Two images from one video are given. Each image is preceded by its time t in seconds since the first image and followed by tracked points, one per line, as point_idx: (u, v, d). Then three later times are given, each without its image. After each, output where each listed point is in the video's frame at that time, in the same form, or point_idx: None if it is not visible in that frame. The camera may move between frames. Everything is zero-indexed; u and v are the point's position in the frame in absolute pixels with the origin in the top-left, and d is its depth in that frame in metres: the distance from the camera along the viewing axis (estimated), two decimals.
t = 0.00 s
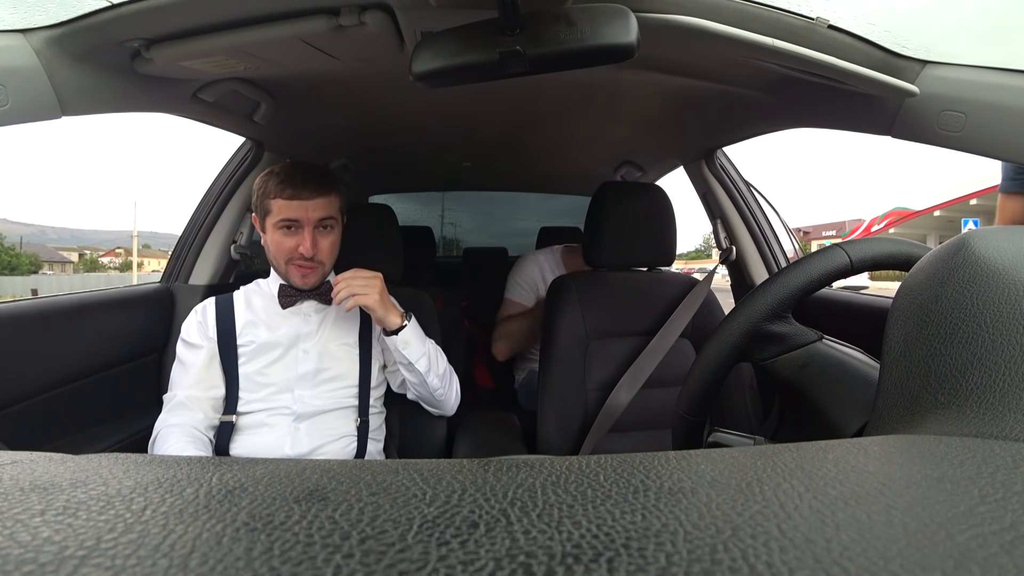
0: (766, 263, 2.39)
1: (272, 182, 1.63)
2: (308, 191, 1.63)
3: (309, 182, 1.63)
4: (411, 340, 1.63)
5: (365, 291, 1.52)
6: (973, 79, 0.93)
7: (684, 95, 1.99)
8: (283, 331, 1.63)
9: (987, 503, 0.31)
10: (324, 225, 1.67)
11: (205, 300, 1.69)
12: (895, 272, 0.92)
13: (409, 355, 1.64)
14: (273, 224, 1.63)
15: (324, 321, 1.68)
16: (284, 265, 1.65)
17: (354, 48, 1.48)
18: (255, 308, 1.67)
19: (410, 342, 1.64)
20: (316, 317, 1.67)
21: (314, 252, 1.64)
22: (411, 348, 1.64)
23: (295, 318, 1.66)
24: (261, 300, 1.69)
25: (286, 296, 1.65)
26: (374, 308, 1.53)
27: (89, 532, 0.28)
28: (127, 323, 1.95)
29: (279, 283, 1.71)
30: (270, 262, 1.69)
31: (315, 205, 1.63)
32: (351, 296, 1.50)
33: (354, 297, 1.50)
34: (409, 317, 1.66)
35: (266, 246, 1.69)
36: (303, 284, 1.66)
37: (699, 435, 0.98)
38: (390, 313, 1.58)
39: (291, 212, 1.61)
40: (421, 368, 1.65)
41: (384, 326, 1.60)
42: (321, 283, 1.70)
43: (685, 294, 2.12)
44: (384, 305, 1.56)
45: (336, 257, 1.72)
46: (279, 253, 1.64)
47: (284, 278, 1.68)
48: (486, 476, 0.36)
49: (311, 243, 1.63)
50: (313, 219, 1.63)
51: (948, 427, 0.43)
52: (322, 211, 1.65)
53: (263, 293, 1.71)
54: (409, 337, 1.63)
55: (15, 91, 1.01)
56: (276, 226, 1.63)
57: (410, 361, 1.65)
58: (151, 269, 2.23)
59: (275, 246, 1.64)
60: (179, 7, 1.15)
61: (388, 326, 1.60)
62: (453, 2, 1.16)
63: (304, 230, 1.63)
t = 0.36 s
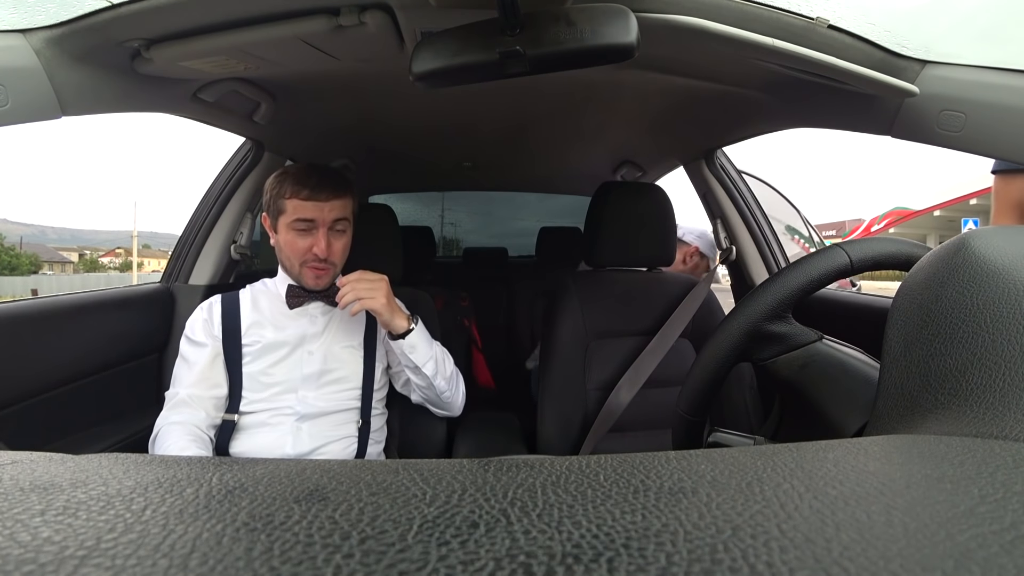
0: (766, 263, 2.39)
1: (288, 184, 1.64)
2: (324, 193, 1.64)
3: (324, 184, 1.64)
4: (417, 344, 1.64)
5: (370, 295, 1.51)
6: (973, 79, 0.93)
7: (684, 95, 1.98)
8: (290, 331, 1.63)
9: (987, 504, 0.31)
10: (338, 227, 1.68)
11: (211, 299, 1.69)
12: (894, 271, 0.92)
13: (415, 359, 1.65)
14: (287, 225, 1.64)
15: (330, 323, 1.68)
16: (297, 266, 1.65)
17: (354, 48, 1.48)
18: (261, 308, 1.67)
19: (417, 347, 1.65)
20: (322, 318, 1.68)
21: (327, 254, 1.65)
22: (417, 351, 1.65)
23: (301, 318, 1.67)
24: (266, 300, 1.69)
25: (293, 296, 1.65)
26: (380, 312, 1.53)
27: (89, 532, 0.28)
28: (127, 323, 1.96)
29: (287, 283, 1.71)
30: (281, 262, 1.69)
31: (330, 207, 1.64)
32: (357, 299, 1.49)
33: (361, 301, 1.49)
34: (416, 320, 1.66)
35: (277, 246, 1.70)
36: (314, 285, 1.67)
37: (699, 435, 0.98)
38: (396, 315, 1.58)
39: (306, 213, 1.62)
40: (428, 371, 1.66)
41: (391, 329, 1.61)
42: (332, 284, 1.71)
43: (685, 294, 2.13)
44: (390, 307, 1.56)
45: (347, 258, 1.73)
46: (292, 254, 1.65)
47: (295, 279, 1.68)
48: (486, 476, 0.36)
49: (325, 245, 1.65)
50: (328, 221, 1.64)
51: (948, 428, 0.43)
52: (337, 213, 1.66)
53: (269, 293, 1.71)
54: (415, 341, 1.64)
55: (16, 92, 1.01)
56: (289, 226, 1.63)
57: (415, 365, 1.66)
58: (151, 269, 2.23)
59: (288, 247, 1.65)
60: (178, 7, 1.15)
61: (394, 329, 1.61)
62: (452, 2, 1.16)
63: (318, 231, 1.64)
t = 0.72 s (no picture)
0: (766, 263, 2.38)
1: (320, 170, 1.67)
2: (357, 176, 1.67)
3: (357, 168, 1.66)
4: (449, 350, 1.62)
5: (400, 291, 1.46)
6: (973, 79, 0.93)
7: (684, 95, 1.98)
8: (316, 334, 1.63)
9: (987, 504, 0.31)
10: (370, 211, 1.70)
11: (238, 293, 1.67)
12: (894, 272, 0.92)
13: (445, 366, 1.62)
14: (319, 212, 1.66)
15: (357, 328, 1.68)
16: (329, 253, 1.67)
17: (354, 48, 1.48)
18: (288, 307, 1.67)
19: (447, 351, 1.63)
20: (350, 323, 1.68)
21: (359, 238, 1.67)
22: (450, 359, 1.63)
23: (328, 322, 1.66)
24: (294, 301, 1.69)
25: (324, 293, 1.65)
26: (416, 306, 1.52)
27: (88, 533, 0.28)
28: (128, 323, 1.96)
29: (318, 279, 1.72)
30: (315, 252, 1.71)
31: (361, 191, 1.66)
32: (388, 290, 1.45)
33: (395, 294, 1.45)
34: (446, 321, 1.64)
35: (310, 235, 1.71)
36: (347, 271, 1.69)
37: (699, 435, 0.98)
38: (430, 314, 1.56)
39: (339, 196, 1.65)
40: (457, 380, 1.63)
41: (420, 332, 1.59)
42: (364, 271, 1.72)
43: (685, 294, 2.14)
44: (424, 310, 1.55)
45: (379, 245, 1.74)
46: (323, 238, 1.67)
47: (329, 267, 1.70)
48: (486, 476, 0.36)
49: (357, 229, 1.66)
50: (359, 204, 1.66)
51: (948, 428, 0.43)
52: (368, 197, 1.68)
53: (297, 293, 1.71)
54: (447, 348, 1.62)
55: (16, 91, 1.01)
56: (321, 210, 1.65)
57: (444, 372, 1.63)
58: (152, 269, 2.22)
59: (321, 234, 1.67)
60: (178, 7, 1.15)
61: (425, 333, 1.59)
62: (452, 2, 1.15)
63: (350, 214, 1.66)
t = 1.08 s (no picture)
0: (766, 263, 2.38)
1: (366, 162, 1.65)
2: (403, 172, 1.65)
3: (405, 164, 1.65)
4: (481, 373, 1.50)
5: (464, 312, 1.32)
6: (973, 79, 0.93)
7: (684, 95, 1.98)
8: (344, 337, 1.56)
9: (987, 504, 0.31)
10: (413, 210, 1.68)
11: (263, 288, 1.57)
12: (894, 272, 0.92)
13: (469, 387, 1.51)
14: (360, 203, 1.64)
15: (386, 332, 1.63)
16: (364, 247, 1.64)
17: (354, 48, 1.48)
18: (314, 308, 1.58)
19: (479, 375, 1.51)
20: (380, 327, 1.62)
21: (397, 236, 1.64)
22: (479, 381, 1.51)
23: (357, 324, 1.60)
24: (321, 300, 1.61)
25: (359, 293, 1.60)
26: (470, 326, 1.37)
27: (88, 532, 0.28)
28: (128, 323, 1.96)
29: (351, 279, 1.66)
30: (350, 244, 1.68)
31: (406, 188, 1.65)
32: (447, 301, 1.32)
33: (456, 315, 1.31)
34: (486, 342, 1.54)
35: (347, 227, 1.69)
36: (380, 269, 1.65)
37: (699, 435, 0.98)
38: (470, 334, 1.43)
39: (382, 189, 1.63)
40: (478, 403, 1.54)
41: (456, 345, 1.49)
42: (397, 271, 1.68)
43: (685, 294, 2.14)
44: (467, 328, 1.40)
45: (416, 246, 1.71)
46: (360, 230, 1.65)
47: (361, 262, 1.66)
48: (487, 476, 0.36)
49: (396, 226, 1.64)
50: (402, 200, 1.65)
51: (948, 427, 0.43)
52: (412, 196, 1.67)
53: (324, 291, 1.63)
54: (478, 369, 1.51)
55: (16, 91, 1.01)
56: (363, 202, 1.64)
57: (465, 391, 1.52)
58: (152, 269, 2.22)
59: (358, 226, 1.64)
60: (179, 6, 1.15)
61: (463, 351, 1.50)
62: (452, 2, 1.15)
63: (391, 209, 1.64)
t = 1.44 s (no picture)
0: (766, 264, 2.38)
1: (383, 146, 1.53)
2: (422, 161, 1.54)
3: (425, 153, 1.54)
4: (488, 377, 1.49)
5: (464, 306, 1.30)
6: (973, 79, 0.93)
7: (684, 95, 1.98)
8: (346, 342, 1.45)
9: (987, 504, 0.31)
10: (427, 203, 1.57)
11: (253, 290, 1.42)
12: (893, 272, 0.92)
13: (475, 390, 1.50)
14: (373, 191, 1.52)
15: (389, 333, 1.52)
16: (373, 238, 1.51)
17: (354, 48, 1.48)
18: (309, 312, 1.45)
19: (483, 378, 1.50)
20: (384, 329, 1.51)
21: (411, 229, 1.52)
22: (484, 385, 1.50)
23: (358, 325, 1.49)
24: (319, 300, 1.49)
25: (365, 293, 1.48)
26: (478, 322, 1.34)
27: (88, 532, 0.28)
28: (127, 323, 1.95)
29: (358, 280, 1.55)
30: (357, 235, 1.55)
31: (424, 178, 1.53)
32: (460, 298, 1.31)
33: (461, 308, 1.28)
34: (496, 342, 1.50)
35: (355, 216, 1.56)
36: (389, 264, 1.52)
37: (700, 435, 0.98)
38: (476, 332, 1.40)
39: (397, 177, 1.51)
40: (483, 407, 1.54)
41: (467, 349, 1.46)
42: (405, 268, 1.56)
43: (685, 294, 2.14)
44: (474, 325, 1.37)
45: (427, 243, 1.59)
46: (370, 219, 1.52)
47: (368, 255, 1.53)
48: (487, 477, 0.36)
49: (410, 218, 1.52)
50: (418, 191, 1.53)
51: (948, 427, 0.43)
52: (429, 188, 1.55)
53: (323, 291, 1.51)
54: (485, 373, 1.49)
55: (16, 91, 1.00)
56: (374, 190, 1.52)
57: (470, 395, 1.51)
58: (152, 269, 2.22)
59: (369, 215, 1.52)
60: (179, 6, 1.15)
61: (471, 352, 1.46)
62: (453, 2, 1.15)
63: (405, 200, 1.52)
